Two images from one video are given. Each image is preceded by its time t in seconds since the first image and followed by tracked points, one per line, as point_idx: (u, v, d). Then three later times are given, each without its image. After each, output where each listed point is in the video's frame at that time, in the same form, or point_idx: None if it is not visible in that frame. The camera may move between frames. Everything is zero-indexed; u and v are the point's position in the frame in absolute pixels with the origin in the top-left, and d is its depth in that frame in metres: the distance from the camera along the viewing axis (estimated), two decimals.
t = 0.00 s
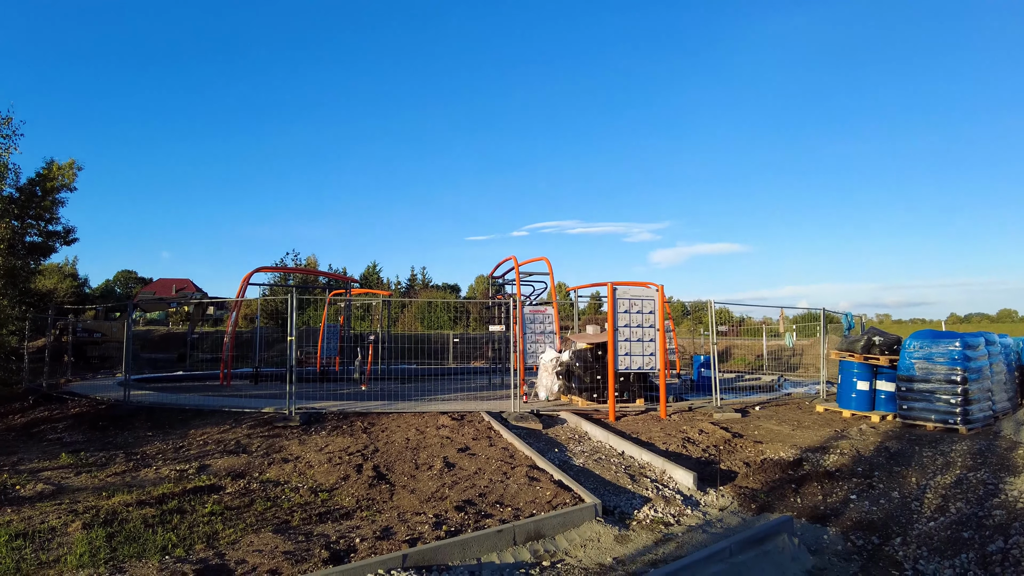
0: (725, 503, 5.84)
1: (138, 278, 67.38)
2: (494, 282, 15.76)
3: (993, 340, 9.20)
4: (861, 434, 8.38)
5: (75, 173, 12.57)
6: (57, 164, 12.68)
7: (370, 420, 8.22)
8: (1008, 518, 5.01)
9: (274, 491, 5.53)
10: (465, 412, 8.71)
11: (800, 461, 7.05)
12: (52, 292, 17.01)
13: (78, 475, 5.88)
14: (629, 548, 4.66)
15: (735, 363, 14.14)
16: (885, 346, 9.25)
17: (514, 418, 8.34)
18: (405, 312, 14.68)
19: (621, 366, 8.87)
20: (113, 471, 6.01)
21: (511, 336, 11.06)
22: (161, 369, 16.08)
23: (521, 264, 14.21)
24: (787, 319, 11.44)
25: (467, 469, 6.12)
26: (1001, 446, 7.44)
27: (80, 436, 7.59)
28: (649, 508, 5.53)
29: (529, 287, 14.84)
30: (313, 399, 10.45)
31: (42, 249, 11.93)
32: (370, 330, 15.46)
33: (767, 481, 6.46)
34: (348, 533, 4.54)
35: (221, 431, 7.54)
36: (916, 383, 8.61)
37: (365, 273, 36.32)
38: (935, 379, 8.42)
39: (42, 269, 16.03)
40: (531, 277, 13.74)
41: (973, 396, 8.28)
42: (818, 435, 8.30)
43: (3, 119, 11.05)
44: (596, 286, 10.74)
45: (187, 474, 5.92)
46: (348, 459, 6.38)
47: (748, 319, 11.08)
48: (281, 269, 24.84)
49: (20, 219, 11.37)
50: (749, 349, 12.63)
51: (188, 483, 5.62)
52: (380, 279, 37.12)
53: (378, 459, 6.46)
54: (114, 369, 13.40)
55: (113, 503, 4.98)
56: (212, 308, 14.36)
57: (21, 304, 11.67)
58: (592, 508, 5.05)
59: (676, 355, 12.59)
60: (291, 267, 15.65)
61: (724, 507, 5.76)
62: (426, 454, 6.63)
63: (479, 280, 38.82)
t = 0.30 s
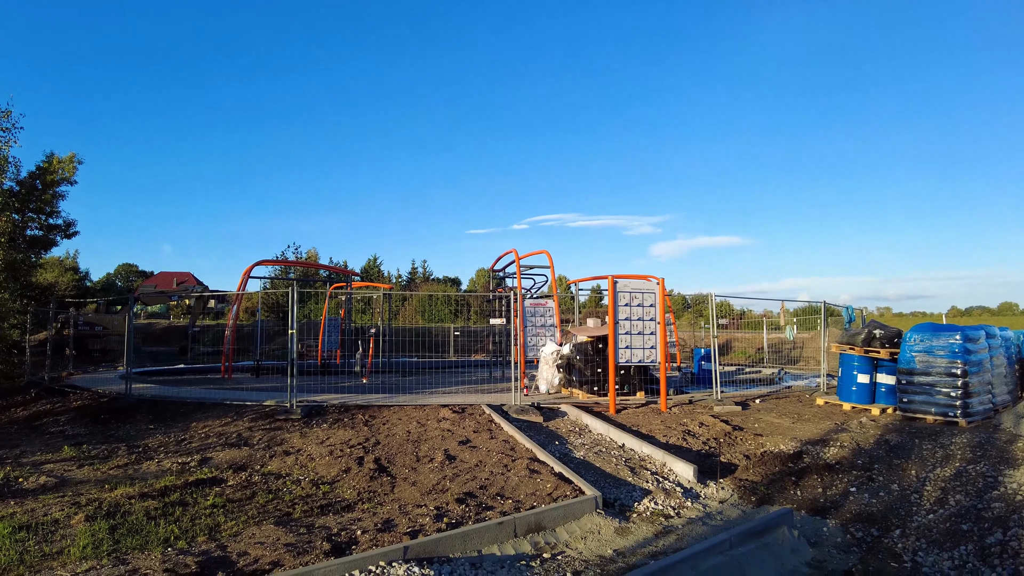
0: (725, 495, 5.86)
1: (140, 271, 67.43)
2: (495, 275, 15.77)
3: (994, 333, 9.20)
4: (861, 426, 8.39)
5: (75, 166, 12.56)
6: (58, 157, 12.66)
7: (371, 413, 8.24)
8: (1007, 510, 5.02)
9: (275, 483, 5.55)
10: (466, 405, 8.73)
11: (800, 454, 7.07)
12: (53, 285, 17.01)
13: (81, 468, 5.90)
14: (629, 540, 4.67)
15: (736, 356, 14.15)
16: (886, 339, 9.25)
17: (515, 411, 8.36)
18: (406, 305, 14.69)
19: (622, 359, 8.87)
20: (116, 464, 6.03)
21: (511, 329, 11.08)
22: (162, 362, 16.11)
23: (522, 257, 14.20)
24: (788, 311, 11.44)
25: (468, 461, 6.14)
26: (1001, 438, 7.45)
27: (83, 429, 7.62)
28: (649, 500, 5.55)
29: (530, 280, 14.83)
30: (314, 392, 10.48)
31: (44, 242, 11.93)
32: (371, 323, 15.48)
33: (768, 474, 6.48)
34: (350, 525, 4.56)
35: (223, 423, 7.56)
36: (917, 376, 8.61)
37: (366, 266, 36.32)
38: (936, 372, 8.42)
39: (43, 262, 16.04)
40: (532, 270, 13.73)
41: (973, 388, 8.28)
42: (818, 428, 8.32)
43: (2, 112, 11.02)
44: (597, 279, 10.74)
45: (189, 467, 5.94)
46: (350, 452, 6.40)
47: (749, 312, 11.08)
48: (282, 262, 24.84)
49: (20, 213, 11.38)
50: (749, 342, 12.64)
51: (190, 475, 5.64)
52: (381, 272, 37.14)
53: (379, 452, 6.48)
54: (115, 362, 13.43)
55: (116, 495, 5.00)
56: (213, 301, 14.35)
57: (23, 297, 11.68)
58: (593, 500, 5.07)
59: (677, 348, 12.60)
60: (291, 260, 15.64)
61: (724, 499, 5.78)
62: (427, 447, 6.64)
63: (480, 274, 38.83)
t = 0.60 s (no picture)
0: (725, 488, 5.87)
1: (140, 264, 67.40)
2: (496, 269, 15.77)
3: (994, 326, 9.20)
4: (861, 419, 8.41)
5: (75, 159, 12.54)
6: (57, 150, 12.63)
7: (372, 406, 8.26)
8: (1007, 502, 5.02)
9: (277, 476, 5.56)
10: (467, 397, 8.74)
11: (800, 446, 7.08)
12: (54, 278, 17.01)
13: (83, 460, 5.92)
14: (629, 533, 4.69)
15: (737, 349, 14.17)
16: (887, 331, 9.26)
17: (515, 403, 8.37)
18: (406, 298, 14.70)
19: (623, 352, 8.88)
20: (118, 456, 6.05)
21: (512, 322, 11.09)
22: (163, 355, 16.13)
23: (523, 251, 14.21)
24: (789, 304, 11.44)
25: (469, 454, 6.15)
26: (1000, 431, 7.46)
27: (84, 422, 7.63)
28: (649, 493, 5.56)
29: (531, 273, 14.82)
30: (315, 385, 10.50)
31: (44, 236, 11.92)
32: (372, 317, 15.49)
33: (768, 466, 6.50)
34: (351, 517, 4.58)
35: (224, 416, 7.57)
36: (917, 368, 8.62)
37: (367, 260, 36.31)
38: (936, 365, 8.42)
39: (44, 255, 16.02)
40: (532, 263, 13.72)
41: (974, 381, 8.28)
42: (818, 420, 8.33)
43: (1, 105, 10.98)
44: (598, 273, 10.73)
45: (190, 459, 5.95)
46: (351, 445, 6.41)
47: (749, 305, 11.07)
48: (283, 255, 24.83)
49: (20, 205, 11.35)
50: (750, 335, 12.64)
51: (192, 468, 5.66)
52: (382, 265, 37.14)
53: (380, 444, 6.50)
54: (116, 355, 13.45)
55: (118, 488, 5.02)
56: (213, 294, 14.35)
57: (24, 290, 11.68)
58: (593, 492, 5.08)
59: (677, 340, 12.61)
60: (292, 254, 15.64)
61: (724, 492, 5.79)
62: (427, 440, 6.65)
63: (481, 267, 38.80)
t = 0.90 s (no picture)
0: (726, 481, 5.89)
1: (140, 257, 67.33)
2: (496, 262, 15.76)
3: (995, 320, 9.18)
4: (861, 412, 8.41)
5: (75, 152, 12.53)
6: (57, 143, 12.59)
7: (373, 399, 8.27)
8: (1007, 495, 5.03)
9: (278, 468, 5.58)
10: (468, 390, 8.76)
11: (800, 439, 7.09)
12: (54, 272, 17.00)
13: (85, 453, 5.94)
14: (629, 525, 4.70)
15: (737, 343, 14.18)
16: (888, 325, 9.24)
17: (516, 396, 8.38)
18: (407, 292, 14.69)
19: (623, 345, 8.87)
20: (120, 449, 6.07)
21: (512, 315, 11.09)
22: (165, 349, 16.15)
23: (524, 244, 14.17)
24: (789, 298, 11.42)
25: (470, 446, 6.16)
26: (1001, 424, 7.46)
27: (86, 415, 7.65)
28: (649, 485, 5.58)
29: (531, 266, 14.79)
30: (316, 378, 10.51)
31: (44, 229, 11.91)
32: (373, 310, 15.50)
33: (768, 459, 6.51)
34: (353, 510, 4.59)
35: (225, 409, 7.59)
36: (917, 362, 8.61)
37: (367, 254, 36.26)
38: (937, 358, 8.42)
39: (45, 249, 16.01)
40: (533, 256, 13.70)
41: (974, 374, 8.27)
42: (819, 414, 8.34)
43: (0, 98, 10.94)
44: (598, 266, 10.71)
45: (192, 452, 5.97)
46: (352, 437, 6.43)
47: (750, 299, 11.06)
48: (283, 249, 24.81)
49: (21, 199, 11.35)
50: (751, 328, 12.64)
51: (193, 460, 5.67)
52: (382, 259, 37.10)
53: (381, 437, 6.51)
54: (118, 348, 13.47)
55: (120, 480, 5.03)
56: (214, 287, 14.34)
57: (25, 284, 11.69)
58: (594, 485, 5.10)
59: (678, 333, 12.61)
60: (292, 247, 15.62)
61: (725, 484, 5.80)
62: (429, 432, 6.67)
63: (481, 260, 38.70)
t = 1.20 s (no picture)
0: (726, 473, 5.90)
1: (142, 251, 67.32)
2: (497, 256, 15.76)
3: (996, 313, 9.17)
4: (862, 405, 8.42)
5: (74, 145, 12.50)
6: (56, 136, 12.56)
7: (374, 391, 8.28)
8: (1006, 488, 5.03)
9: (279, 461, 5.59)
10: (468, 383, 8.77)
11: (801, 432, 7.10)
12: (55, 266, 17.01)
13: (87, 446, 5.95)
14: (630, 517, 4.72)
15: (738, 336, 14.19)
16: (889, 318, 9.23)
17: (516, 389, 8.39)
18: (407, 286, 14.71)
19: (624, 338, 8.87)
20: (122, 442, 6.08)
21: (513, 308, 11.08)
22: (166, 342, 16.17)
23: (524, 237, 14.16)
24: (790, 291, 11.41)
25: (471, 439, 6.17)
26: (1001, 417, 7.46)
27: (88, 408, 7.67)
28: (650, 478, 5.59)
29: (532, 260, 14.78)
30: (317, 371, 10.53)
31: (45, 223, 11.90)
32: (373, 303, 15.51)
33: (768, 452, 6.52)
34: (354, 502, 4.61)
35: (226, 402, 7.61)
36: (918, 355, 8.61)
37: (367, 247, 36.26)
38: (937, 351, 8.42)
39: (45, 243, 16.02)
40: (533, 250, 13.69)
41: (975, 368, 8.27)
42: (819, 407, 8.34)
43: None
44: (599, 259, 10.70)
45: (194, 445, 5.99)
46: (353, 430, 6.44)
47: (751, 292, 11.06)
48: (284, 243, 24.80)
49: (21, 192, 11.33)
50: (751, 322, 12.64)
51: (195, 453, 5.69)
52: (383, 252, 37.10)
53: (382, 430, 6.52)
54: (119, 342, 13.49)
55: (122, 473, 5.05)
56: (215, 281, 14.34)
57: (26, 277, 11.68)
58: (594, 477, 5.11)
59: (678, 327, 12.61)
60: (292, 241, 15.61)
61: (725, 477, 5.82)
62: (429, 425, 6.68)
63: (481, 253, 38.63)
